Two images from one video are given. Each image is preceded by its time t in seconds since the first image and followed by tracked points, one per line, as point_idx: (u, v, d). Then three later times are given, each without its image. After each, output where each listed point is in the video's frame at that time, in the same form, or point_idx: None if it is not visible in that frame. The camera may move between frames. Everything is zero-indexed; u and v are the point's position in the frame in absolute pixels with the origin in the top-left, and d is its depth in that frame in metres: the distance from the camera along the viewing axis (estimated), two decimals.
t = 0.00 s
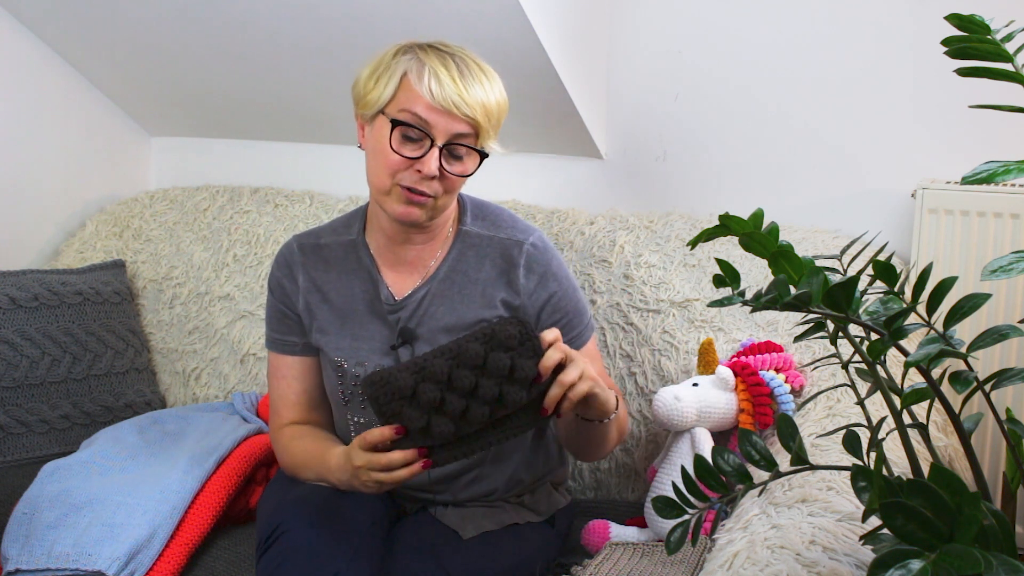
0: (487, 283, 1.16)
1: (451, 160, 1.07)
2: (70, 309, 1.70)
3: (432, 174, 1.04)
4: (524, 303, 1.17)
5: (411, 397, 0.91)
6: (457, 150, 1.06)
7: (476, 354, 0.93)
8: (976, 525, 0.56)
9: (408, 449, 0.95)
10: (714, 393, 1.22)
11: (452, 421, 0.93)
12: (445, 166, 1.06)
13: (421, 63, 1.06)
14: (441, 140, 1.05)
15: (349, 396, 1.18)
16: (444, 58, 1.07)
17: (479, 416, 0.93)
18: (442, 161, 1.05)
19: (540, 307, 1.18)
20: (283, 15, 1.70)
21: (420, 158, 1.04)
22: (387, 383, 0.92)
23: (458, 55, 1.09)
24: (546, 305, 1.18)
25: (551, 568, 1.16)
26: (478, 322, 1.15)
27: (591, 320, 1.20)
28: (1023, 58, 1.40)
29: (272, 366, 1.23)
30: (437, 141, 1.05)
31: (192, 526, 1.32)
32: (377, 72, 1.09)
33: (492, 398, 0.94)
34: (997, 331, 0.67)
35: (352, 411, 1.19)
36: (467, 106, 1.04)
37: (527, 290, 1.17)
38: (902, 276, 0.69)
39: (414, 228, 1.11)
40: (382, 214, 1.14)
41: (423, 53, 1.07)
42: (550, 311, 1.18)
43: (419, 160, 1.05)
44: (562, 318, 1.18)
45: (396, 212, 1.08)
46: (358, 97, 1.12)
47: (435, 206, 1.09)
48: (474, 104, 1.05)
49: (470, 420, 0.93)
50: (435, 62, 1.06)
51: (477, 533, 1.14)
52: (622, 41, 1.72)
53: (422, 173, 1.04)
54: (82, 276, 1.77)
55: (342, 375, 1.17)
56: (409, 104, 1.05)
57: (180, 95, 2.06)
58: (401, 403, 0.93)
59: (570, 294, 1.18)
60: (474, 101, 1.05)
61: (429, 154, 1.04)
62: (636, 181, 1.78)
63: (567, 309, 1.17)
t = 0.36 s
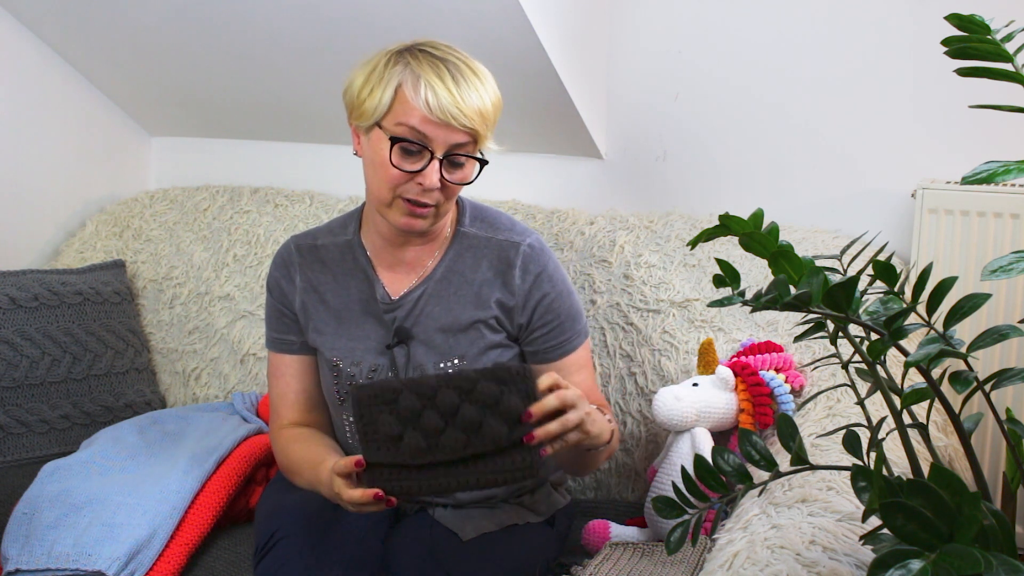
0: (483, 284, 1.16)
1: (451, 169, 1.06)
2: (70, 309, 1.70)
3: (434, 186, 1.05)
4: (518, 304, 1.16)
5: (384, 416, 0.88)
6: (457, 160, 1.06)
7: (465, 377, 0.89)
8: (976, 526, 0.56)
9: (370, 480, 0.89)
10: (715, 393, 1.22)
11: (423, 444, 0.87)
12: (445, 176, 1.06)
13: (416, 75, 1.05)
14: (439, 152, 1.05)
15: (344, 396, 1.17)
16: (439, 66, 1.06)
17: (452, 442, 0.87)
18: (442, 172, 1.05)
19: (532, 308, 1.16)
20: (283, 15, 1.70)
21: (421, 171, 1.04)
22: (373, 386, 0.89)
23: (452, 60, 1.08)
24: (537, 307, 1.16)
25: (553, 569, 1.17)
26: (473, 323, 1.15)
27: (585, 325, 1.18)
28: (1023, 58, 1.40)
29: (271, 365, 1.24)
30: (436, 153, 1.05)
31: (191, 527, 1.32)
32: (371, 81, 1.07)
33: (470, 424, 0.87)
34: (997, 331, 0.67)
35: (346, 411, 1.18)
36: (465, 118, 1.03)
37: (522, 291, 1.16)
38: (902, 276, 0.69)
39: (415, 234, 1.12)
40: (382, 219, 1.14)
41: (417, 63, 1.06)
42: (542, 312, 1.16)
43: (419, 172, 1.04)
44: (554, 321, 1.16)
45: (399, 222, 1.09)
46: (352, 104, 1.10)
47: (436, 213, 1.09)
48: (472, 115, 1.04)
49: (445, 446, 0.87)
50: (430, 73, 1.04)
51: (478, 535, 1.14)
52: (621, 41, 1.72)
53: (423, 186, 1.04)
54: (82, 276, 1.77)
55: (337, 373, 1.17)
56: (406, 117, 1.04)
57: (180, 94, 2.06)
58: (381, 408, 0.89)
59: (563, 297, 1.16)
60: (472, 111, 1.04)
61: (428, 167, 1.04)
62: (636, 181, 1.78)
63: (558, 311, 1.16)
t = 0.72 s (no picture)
0: (482, 284, 1.16)
1: (446, 173, 1.06)
2: (70, 309, 1.70)
3: (428, 192, 1.05)
4: (515, 303, 1.16)
5: (366, 409, 0.96)
6: (451, 164, 1.06)
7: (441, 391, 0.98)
8: (976, 526, 0.56)
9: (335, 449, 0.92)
10: (715, 393, 1.22)
11: (390, 419, 0.93)
12: (439, 181, 1.05)
13: (406, 81, 1.04)
14: (432, 157, 1.05)
15: (343, 395, 1.17)
16: (429, 71, 1.05)
17: (415, 421, 0.92)
18: (437, 177, 1.05)
19: (530, 307, 1.16)
20: (284, 15, 1.70)
21: (414, 177, 1.04)
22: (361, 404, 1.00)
23: (442, 64, 1.07)
24: (534, 308, 1.16)
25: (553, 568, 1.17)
26: (470, 321, 1.15)
27: (581, 327, 1.18)
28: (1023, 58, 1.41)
29: (271, 366, 1.24)
30: (429, 159, 1.04)
31: (192, 527, 1.32)
32: (361, 88, 1.07)
33: (433, 415, 0.93)
34: (997, 331, 0.67)
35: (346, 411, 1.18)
36: (456, 123, 1.03)
37: (520, 290, 1.16)
38: (902, 276, 0.69)
39: (414, 236, 1.13)
40: (380, 222, 1.14)
41: (407, 68, 1.05)
42: (539, 311, 1.16)
43: (413, 179, 1.04)
44: (551, 321, 1.16)
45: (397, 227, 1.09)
46: (346, 110, 1.10)
47: (433, 216, 1.10)
48: (463, 119, 1.03)
49: (407, 422, 0.92)
50: (420, 79, 1.04)
51: (477, 535, 1.14)
52: (622, 41, 1.72)
53: (417, 192, 1.05)
54: (82, 276, 1.77)
55: (336, 372, 1.17)
56: (397, 125, 1.04)
57: (180, 94, 2.06)
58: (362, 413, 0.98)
59: (560, 296, 1.16)
60: (463, 115, 1.03)
61: (422, 173, 1.04)
62: (637, 181, 1.78)
63: (555, 311, 1.16)
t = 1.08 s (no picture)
0: (485, 282, 1.16)
1: (447, 169, 1.06)
2: (70, 309, 1.70)
3: (430, 189, 1.05)
4: (519, 301, 1.16)
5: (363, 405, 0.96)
6: (452, 160, 1.06)
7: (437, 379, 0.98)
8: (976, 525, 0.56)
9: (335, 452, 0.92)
10: (714, 393, 1.22)
11: (387, 418, 0.93)
12: (441, 178, 1.05)
13: (404, 79, 1.04)
14: (433, 154, 1.04)
15: (346, 391, 1.17)
16: (426, 69, 1.05)
17: (415, 418, 0.92)
18: (438, 174, 1.05)
19: (533, 306, 1.16)
20: (284, 14, 1.70)
21: (416, 175, 1.04)
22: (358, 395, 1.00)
23: (440, 61, 1.07)
24: (537, 306, 1.16)
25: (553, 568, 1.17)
26: (474, 318, 1.15)
27: (584, 324, 1.18)
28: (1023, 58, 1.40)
29: (274, 364, 1.24)
30: (430, 156, 1.04)
31: (192, 527, 1.32)
32: (359, 89, 1.08)
33: (431, 411, 0.93)
34: (997, 331, 0.67)
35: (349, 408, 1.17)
36: (456, 118, 1.03)
37: (523, 289, 1.16)
38: (902, 276, 0.69)
39: (417, 234, 1.13)
40: (382, 220, 1.14)
41: (405, 67, 1.05)
42: (542, 309, 1.16)
43: (415, 176, 1.04)
44: (554, 319, 1.16)
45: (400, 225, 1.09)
46: (345, 112, 1.11)
47: (437, 214, 1.10)
48: (462, 115, 1.03)
49: (405, 420, 0.92)
50: (418, 76, 1.04)
51: (477, 534, 1.14)
52: (622, 41, 1.72)
53: (420, 190, 1.05)
54: (82, 276, 1.77)
55: (339, 370, 1.17)
56: (397, 123, 1.04)
57: (180, 95, 2.06)
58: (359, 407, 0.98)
59: (563, 295, 1.16)
60: (462, 111, 1.03)
61: (424, 171, 1.04)
62: (637, 181, 1.78)
63: (558, 310, 1.16)
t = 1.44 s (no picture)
0: (484, 281, 1.16)
1: (448, 168, 1.06)
2: (70, 309, 1.70)
3: (431, 188, 1.05)
4: (518, 300, 1.16)
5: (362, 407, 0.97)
6: (453, 160, 1.06)
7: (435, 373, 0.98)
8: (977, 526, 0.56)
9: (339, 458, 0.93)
10: (714, 393, 1.22)
11: (388, 419, 0.94)
12: (442, 177, 1.05)
13: (406, 78, 1.04)
14: (434, 153, 1.04)
15: (345, 391, 1.17)
16: (428, 67, 1.05)
17: (416, 416, 0.93)
18: (439, 173, 1.05)
19: (532, 305, 1.16)
20: (283, 14, 1.70)
21: (417, 174, 1.04)
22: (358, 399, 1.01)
23: (441, 60, 1.07)
24: (536, 305, 1.16)
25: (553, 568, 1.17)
26: (472, 317, 1.15)
27: (583, 323, 1.18)
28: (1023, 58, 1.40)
29: (273, 365, 1.24)
30: (431, 155, 1.04)
31: (191, 526, 1.32)
32: (360, 87, 1.07)
33: (431, 407, 0.93)
34: (997, 331, 0.67)
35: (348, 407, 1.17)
36: (457, 117, 1.03)
37: (522, 287, 1.16)
38: (902, 276, 0.69)
39: (417, 233, 1.13)
40: (382, 219, 1.14)
41: (407, 66, 1.05)
42: (541, 308, 1.16)
43: (416, 175, 1.04)
44: (553, 318, 1.16)
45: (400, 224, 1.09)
46: (346, 110, 1.11)
47: (437, 213, 1.10)
48: (464, 114, 1.03)
49: (407, 419, 0.93)
50: (419, 75, 1.04)
51: (477, 534, 1.14)
52: (622, 41, 1.72)
53: (420, 189, 1.05)
54: (82, 276, 1.77)
55: (338, 370, 1.17)
56: (398, 122, 1.04)
57: (180, 95, 2.06)
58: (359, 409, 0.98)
59: (562, 294, 1.16)
60: (463, 110, 1.03)
61: (425, 169, 1.04)
62: (637, 181, 1.78)
63: (557, 309, 1.15)
